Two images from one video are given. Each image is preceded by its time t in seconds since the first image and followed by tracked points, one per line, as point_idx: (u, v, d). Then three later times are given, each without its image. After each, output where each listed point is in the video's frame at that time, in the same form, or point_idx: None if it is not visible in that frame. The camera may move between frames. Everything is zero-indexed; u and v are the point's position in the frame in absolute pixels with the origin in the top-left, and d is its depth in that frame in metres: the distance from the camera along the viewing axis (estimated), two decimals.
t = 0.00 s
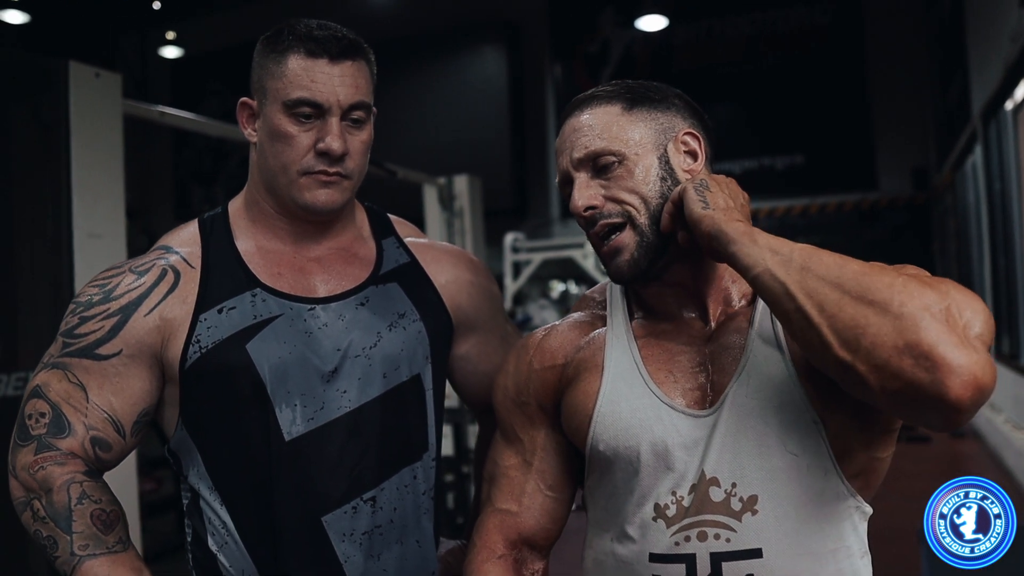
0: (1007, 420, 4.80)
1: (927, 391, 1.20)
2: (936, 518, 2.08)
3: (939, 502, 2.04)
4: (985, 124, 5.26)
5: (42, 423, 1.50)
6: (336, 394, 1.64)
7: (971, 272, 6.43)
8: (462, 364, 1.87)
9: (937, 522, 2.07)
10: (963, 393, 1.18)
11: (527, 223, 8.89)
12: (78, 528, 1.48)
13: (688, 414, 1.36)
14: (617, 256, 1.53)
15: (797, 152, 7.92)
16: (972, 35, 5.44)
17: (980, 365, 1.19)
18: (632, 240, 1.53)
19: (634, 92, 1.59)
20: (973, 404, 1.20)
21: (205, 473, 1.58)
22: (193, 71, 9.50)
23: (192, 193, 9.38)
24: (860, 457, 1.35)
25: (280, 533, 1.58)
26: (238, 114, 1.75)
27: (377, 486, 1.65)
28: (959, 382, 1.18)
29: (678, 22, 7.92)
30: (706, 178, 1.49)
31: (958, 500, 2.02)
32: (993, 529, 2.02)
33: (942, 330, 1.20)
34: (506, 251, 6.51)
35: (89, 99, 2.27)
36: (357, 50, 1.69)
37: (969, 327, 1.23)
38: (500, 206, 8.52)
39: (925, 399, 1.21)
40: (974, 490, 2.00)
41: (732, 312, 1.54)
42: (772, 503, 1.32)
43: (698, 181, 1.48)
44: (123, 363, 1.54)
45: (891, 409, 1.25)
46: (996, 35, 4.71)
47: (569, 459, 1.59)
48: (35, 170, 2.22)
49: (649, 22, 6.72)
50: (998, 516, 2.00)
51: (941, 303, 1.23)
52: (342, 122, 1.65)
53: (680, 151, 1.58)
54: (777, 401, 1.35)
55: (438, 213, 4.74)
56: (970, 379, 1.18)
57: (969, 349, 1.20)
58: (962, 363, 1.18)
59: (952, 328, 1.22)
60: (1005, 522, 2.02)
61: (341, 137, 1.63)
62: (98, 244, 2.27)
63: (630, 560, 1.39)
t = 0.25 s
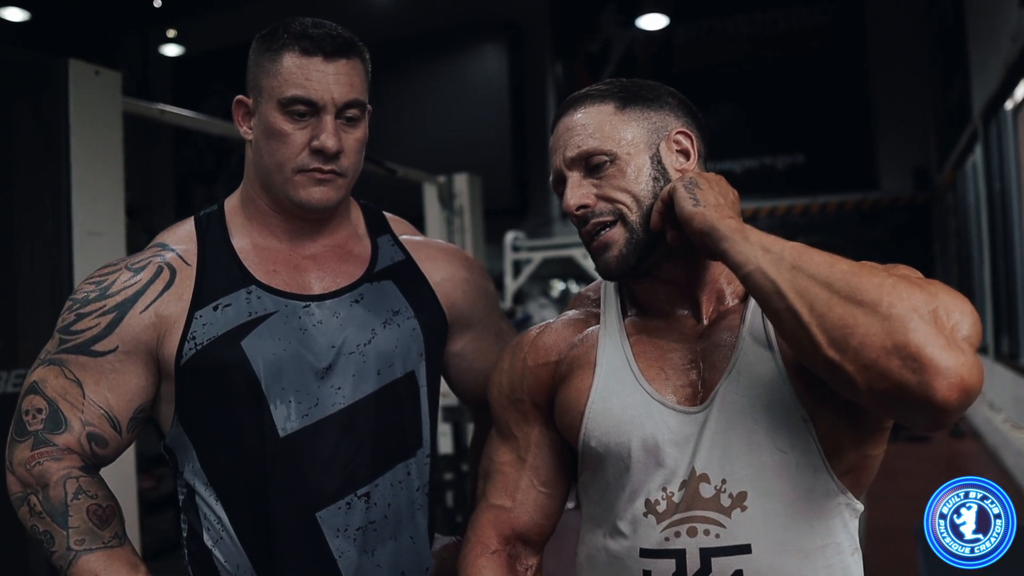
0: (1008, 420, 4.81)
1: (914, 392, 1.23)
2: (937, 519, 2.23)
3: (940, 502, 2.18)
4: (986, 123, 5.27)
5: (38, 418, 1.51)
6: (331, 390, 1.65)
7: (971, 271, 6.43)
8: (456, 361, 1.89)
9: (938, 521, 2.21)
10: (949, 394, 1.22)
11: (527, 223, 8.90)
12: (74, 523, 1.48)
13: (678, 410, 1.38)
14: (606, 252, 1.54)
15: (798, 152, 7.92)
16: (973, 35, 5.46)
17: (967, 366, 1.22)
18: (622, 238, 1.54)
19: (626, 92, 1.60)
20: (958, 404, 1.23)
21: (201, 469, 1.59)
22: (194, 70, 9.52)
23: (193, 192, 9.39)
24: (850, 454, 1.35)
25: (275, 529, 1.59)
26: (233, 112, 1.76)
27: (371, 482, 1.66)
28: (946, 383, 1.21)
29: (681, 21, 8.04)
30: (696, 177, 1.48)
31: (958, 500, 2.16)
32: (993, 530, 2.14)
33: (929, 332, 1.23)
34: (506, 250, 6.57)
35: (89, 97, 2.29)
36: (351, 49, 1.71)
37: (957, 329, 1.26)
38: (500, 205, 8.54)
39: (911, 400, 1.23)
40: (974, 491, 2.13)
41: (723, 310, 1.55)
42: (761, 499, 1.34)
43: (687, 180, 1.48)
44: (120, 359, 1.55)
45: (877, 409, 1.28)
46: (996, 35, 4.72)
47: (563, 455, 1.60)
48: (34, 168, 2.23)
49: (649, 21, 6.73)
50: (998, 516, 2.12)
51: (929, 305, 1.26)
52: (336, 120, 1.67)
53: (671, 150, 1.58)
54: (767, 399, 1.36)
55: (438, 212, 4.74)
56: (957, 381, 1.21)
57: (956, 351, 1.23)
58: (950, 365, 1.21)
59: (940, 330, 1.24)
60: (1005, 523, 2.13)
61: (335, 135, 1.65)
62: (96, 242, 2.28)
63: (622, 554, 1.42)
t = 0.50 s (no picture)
0: (1000, 419, 4.88)
1: (890, 399, 1.24)
2: (937, 518, 2.26)
3: (940, 502, 2.23)
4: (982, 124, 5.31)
5: (31, 414, 1.52)
6: (321, 387, 1.66)
7: (966, 271, 6.49)
8: (446, 359, 1.90)
9: (938, 522, 2.25)
10: (925, 402, 1.23)
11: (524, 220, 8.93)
12: (66, 518, 1.50)
13: (666, 410, 1.40)
14: (596, 252, 1.56)
15: (795, 151, 7.97)
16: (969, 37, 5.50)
17: (943, 374, 1.24)
18: (612, 238, 1.55)
19: (619, 93, 1.61)
20: (934, 412, 1.25)
21: (192, 464, 1.61)
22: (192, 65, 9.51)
23: (190, 188, 9.38)
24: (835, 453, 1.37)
25: (265, 525, 1.61)
26: (226, 110, 1.77)
27: (360, 478, 1.67)
28: (923, 391, 1.23)
29: (677, 19, 8.00)
30: (685, 179, 1.49)
31: (958, 500, 2.20)
32: (993, 529, 2.19)
33: (906, 340, 1.25)
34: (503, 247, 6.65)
35: (85, 93, 2.30)
36: (342, 49, 1.72)
37: (935, 336, 1.27)
38: (497, 202, 8.57)
39: (888, 407, 1.25)
40: (974, 490, 2.17)
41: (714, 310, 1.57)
42: (746, 498, 1.35)
43: (676, 182, 1.48)
44: (112, 356, 1.57)
45: (856, 414, 1.29)
46: (992, 36, 4.76)
47: (553, 453, 1.61)
48: (30, 163, 2.24)
49: (648, 19, 6.74)
50: (998, 515, 2.17)
51: (906, 312, 1.27)
52: (327, 119, 1.68)
53: (662, 152, 1.59)
54: (753, 399, 1.38)
55: (433, 209, 4.75)
56: (932, 389, 1.22)
57: (933, 358, 1.24)
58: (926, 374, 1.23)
59: (917, 337, 1.26)
60: (1005, 521, 2.19)
61: (326, 135, 1.66)
62: (91, 237, 2.32)
63: (608, 551, 1.43)
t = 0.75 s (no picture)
0: (998, 421, 4.90)
1: (881, 413, 1.26)
2: (937, 518, 2.25)
3: (940, 502, 2.21)
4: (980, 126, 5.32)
5: (31, 415, 1.53)
6: (318, 388, 1.67)
7: (965, 274, 6.51)
8: (443, 360, 1.91)
9: (937, 522, 2.24)
10: (914, 415, 1.26)
11: (523, 221, 8.94)
12: (66, 518, 1.50)
13: (664, 414, 1.41)
14: (594, 259, 1.56)
15: (794, 153, 7.97)
16: (967, 39, 5.52)
17: (932, 389, 1.26)
18: (608, 243, 1.56)
19: (617, 99, 1.62)
20: (922, 425, 1.27)
21: (190, 465, 1.61)
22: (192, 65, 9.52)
23: (190, 189, 9.38)
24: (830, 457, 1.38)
25: (263, 525, 1.61)
26: (225, 115, 1.79)
27: (357, 479, 1.68)
28: (912, 405, 1.25)
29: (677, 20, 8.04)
30: (682, 191, 1.51)
31: (958, 500, 2.18)
32: (993, 529, 2.16)
33: (897, 354, 1.26)
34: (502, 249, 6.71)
35: (85, 94, 2.32)
36: (339, 53, 1.74)
37: (926, 349, 1.29)
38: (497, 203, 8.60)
39: (879, 419, 1.27)
40: (974, 491, 2.14)
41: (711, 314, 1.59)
42: (744, 502, 1.36)
43: (673, 194, 1.50)
44: (111, 357, 1.58)
45: (849, 424, 1.31)
46: (990, 39, 4.77)
47: (551, 455, 1.62)
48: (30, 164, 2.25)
49: (646, 20, 6.74)
50: (998, 516, 2.13)
51: (898, 326, 1.29)
52: (324, 123, 1.70)
53: (660, 157, 1.60)
54: (749, 404, 1.39)
55: (432, 210, 4.75)
56: (921, 403, 1.25)
57: (924, 372, 1.26)
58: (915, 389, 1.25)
59: (908, 351, 1.27)
60: (1005, 522, 2.15)
61: (324, 139, 1.68)
62: (91, 237, 2.33)
63: (606, 554, 1.44)
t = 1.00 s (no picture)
0: (996, 429, 4.92)
1: (873, 434, 1.28)
2: (937, 519, 2.25)
3: (940, 502, 2.21)
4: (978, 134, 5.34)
5: (28, 424, 1.54)
6: (314, 397, 1.68)
7: (963, 281, 6.54)
8: (439, 370, 1.92)
9: (937, 522, 2.23)
10: (907, 437, 1.26)
11: (523, 227, 8.94)
12: (62, 527, 1.51)
13: (660, 426, 1.41)
14: (593, 271, 1.58)
15: (793, 160, 8.00)
16: (966, 48, 5.55)
17: (924, 410, 1.27)
18: (607, 257, 1.57)
19: (614, 113, 1.63)
20: (914, 445, 1.28)
21: (188, 474, 1.61)
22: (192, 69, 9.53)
23: (189, 192, 9.39)
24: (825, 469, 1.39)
25: (258, 534, 1.62)
26: (221, 126, 1.80)
27: (351, 487, 1.69)
28: (904, 427, 1.26)
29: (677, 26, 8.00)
30: (679, 205, 1.49)
31: (957, 500, 2.18)
32: (993, 529, 2.14)
33: (890, 376, 1.27)
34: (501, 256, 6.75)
35: (85, 100, 2.31)
36: (336, 65, 1.75)
37: (918, 369, 1.30)
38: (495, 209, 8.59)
39: (870, 438, 1.28)
40: (974, 490, 2.14)
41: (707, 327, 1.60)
42: (739, 513, 1.38)
43: (670, 209, 1.49)
44: (108, 367, 1.58)
45: (841, 443, 1.32)
46: (990, 46, 4.78)
47: (549, 465, 1.64)
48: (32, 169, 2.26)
49: (645, 27, 6.74)
50: (998, 516, 2.12)
51: (890, 347, 1.30)
52: (321, 134, 1.71)
53: (657, 170, 1.61)
54: (746, 416, 1.40)
55: (432, 217, 4.76)
56: (913, 424, 1.26)
57: (916, 393, 1.27)
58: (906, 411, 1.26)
59: (900, 372, 1.28)
60: (1005, 522, 2.13)
61: (320, 149, 1.69)
62: (91, 243, 2.32)
63: (604, 565, 1.45)
